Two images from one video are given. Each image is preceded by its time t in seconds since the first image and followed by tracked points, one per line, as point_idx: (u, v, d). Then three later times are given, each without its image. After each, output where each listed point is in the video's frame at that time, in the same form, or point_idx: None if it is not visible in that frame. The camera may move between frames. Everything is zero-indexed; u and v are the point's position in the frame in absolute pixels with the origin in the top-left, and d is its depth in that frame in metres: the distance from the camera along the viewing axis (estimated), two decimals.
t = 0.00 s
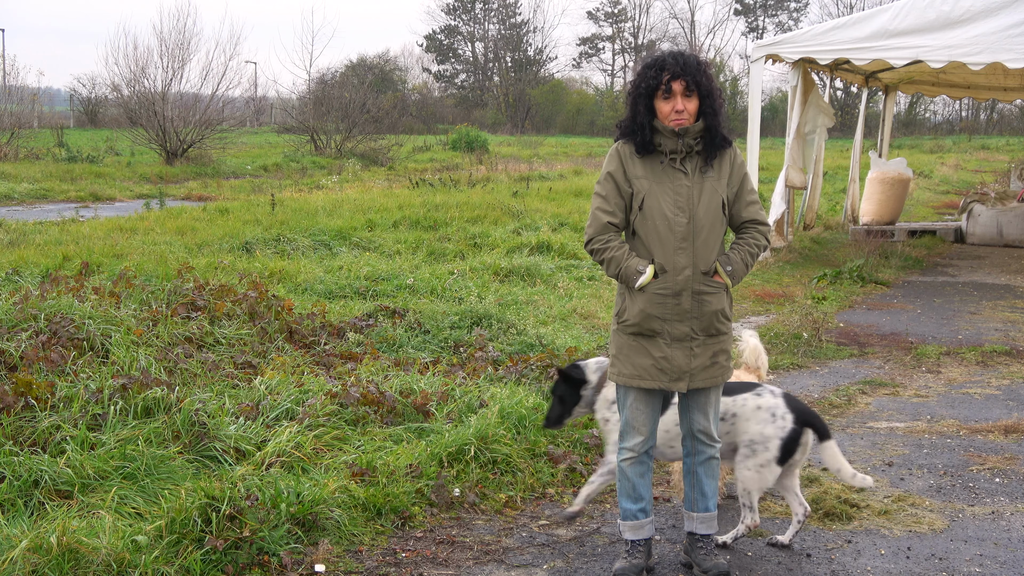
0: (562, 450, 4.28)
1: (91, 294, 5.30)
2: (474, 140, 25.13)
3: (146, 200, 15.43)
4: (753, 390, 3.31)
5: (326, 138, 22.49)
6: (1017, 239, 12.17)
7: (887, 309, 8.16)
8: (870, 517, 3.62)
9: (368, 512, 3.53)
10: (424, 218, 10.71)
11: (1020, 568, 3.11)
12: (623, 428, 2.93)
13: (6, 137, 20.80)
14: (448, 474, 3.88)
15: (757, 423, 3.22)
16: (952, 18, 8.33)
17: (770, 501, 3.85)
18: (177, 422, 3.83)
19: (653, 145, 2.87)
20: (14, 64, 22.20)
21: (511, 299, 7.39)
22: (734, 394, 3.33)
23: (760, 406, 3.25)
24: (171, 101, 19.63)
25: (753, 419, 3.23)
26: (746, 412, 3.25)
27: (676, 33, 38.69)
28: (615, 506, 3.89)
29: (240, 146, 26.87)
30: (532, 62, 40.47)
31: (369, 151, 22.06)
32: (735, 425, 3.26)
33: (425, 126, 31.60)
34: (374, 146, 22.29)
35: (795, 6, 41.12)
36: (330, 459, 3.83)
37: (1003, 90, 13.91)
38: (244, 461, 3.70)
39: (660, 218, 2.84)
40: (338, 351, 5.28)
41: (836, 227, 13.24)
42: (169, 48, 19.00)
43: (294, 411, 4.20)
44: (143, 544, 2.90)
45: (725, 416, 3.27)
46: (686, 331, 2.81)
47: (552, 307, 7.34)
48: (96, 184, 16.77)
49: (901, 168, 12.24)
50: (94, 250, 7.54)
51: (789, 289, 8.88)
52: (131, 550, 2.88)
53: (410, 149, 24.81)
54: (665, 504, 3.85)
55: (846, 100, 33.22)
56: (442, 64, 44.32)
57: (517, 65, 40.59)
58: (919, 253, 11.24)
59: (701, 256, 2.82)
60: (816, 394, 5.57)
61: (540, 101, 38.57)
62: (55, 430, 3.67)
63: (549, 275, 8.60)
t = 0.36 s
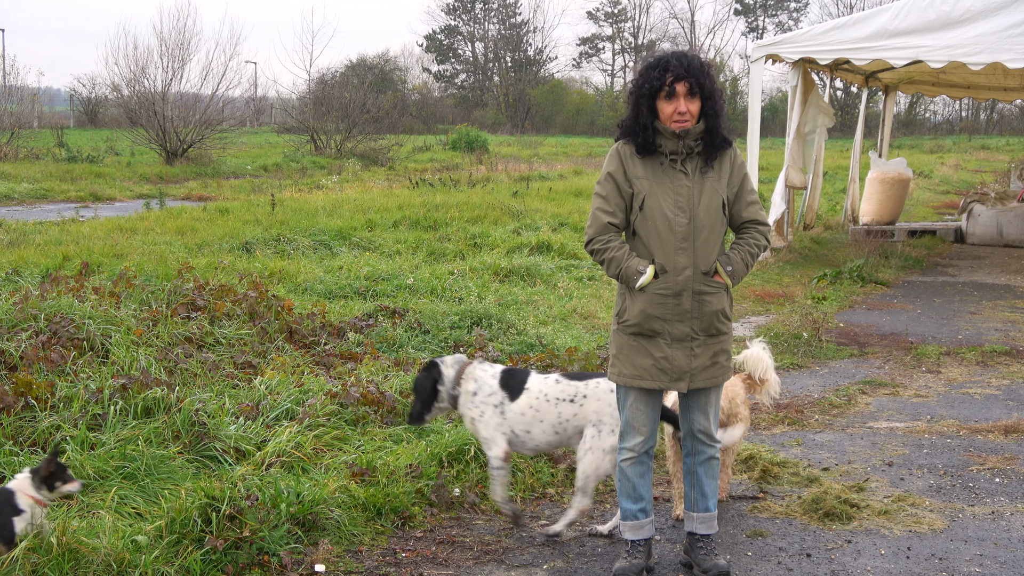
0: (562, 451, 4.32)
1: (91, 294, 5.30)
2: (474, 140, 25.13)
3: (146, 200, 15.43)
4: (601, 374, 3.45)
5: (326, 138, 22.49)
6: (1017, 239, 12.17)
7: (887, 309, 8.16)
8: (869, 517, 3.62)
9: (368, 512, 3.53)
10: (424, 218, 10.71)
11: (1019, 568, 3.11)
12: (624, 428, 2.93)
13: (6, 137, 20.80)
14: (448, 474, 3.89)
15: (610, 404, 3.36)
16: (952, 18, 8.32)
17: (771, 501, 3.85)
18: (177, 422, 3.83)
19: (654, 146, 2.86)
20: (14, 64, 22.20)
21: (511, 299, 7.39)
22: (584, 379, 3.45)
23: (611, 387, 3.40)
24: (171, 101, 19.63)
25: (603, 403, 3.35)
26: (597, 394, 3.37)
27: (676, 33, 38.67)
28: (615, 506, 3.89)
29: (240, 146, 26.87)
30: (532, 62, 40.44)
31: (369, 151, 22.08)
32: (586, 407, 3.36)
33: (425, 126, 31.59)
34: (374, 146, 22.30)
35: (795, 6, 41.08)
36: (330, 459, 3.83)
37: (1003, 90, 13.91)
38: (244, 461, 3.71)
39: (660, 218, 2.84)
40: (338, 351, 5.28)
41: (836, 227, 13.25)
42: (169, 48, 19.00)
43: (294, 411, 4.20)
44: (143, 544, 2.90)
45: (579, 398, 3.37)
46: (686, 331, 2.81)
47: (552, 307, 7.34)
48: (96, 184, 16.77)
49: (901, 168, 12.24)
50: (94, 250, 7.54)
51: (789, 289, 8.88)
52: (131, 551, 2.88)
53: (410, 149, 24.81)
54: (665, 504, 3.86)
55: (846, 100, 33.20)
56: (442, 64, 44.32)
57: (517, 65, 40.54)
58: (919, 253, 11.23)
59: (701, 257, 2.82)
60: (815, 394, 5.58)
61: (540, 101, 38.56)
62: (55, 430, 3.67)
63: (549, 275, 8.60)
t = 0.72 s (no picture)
0: (561, 450, 4.28)
1: (91, 294, 5.30)
2: (474, 140, 25.13)
3: (146, 200, 15.43)
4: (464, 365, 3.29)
5: (326, 138, 22.49)
6: (1017, 239, 12.17)
7: (887, 309, 8.16)
8: (869, 517, 3.62)
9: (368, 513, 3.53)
10: (424, 218, 10.71)
11: (1019, 568, 3.11)
12: (623, 428, 2.93)
13: (6, 137, 20.79)
14: (448, 474, 3.90)
15: (473, 397, 3.20)
16: (952, 18, 8.32)
17: (771, 501, 3.85)
18: (177, 423, 3.83)
19: (654, 146, 2.86)
20: (14, 64, 22.19)
21: (511, 299, 7.40)
22: (446, 372, 3.29)
23: (474, 379, 3.23)
24: (171, 101, 19.63)
25: (469, 393, 3.20)
26: (459, 387, 3.22)
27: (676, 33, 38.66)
28: (615, 506, 3.89)
29: (240, 146, 26.87)
30: (532, 62, 40.42)
31: (369, 151, 22.08)
32: (452, 401, 3.22)
33: (425, 126, 31.59)
34: (374, 146, 22.30)
35: (795, 6, 41.04)
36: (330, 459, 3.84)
37: (1003, 90, 13.91)
38: (244, 462, 3.72)
39: (661, 218, 2.84)
40: (338, 351, 5.28)
41: (836, 227, 13.25)
42: (169, 48, 18.99)
43: (294, 411, 4.21)
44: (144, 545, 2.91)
45: (442, 393, 3.23)
46: (687, 330, 2.81)
47: (552, 307, 7.34)
48: (96, 184, 16.77)
49: (901, 168, 12.24)
50: (94, 250, 7.54)
51: (789, 289, 8.88)
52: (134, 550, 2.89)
53: (410, 149, 24.81)
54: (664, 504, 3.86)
55: (846, 100, 33.18)
56: (442, 64, 44.31)
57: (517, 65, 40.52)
58: (919, 253, 11.23)
59: (702, 256, 2.82)
60: (816, 394, 5.58)
61: (540, 101, 38.57)
62: (55, 430, 3.67)
63: (549, 275, 8.60)
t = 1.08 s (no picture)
0: (562, 450, 4.28)
1: (91, 294, 5.30)
2: (474, 140, 25.14)
3: (146, 200, 15.44)
4: (379, 377, 3.16)
5: (326, 138, 22.49)
6: (1017, 239, 12.17)
7: (887, 309, 8.16)
8: (869, 517, 3.62)
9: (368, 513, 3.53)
10: (424, 218, 10.71)
11: (1020, 568, 3.11)
12: (624, 428, 2.92)
13: (6, 137, 20.79)
14: (448, 474, 3.89)
15: (380, 412, 3.08)
16: (953, 18, 8.32)
17: (771, 501, 3.85)
18: (177, 422, 3.85)
19: (656, 146, 2.87)
20: (14, 63, 22.19)
21: (511, 298, 7.39)
22: (361, 384, 3.14)
23: (386, 395, 3.11)
24: (171, 101, 19.63)
25: (378, 408, 3.08)
26: (370, 400, 3.09)
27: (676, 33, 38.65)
28: (615, 506, 3.89)
29: (240, 146, 26.86)
30: (532, 62, 40.42)
31: (369, 151, 22.09)
32: (361, 414, 3.09)
33: (425, 126, 31.59)
34: (374, 146, 22.30)
35: (795, 6, 40.99)
36: (331, 459, 3.84)
37: (1003, 90, 13.91)
38: (244, 462, 3.73)
39: (661, 217, 2.84)
40: (339, 351, 5.28)
41: (836, 227, 13.25)
42: (169, 48, 18.99)
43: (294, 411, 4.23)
44: (145, 545, 2.93)
45: (354, 406, 3.09)
46: (687, 329, 2.81)
47: (552, 307, 7.34)
48: (96, 184, 16.77)
49: (901, 168, 12.24)
50: (94, 250, 7.54)
51: (789, 289, 8.88)
52: (132, 550, 2.88)
53: (410, 149, 24.81)
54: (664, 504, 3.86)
55: (845, 100, 33.16)
56: (442, 64, 44.31)
57: (517, 65, 40.51)
58: (919, 253, 11.23)
59: (702, 255, 2.82)
60: (815, 394, 5.58)
61: (540, 101, 38.59)
62: (55, 430, 3.67)
63: (549, 275, 8.60)
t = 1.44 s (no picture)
0: (562, 450, 4.27)
1: (91, 294, 5.30)
2: (474, 140, 25.15)
3: (146, 200, 15.44)
4: (320, 361, 3.24)
5: (326, 138, 22.49)
6: (1017, 239, 12.17)
7: (887, 309, 8.16)
8: (869, 517, 3.62)
9: (368, 513, 3.53)
10: (424, 218, 10.71)
11: (1020, 568, 3.10)
12: (625, 429, 2.93)
13: (6, 137, 20.79)
14: (448, 474, 3.90)
15: (324, 394, 3.16)
16: (953, 18, 8.32)
17: (770, 501, 3.85)
18: (177, 422, 3.89)
19: (656, 146, 2.87)
20: (14, 64, 22.19)
21: (511, 299, 7.39)
22: (303, 367, 3.24)
23: (327, 376, 3.18)
24: (171, 101, 19.63)
25: (320, 390, 3.16)
26: (312, 384, 3.17)
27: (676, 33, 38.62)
28: (615, 506, 3.89)
29: (240, 146, 26.86)
30: (532, 62, 40.41)
31: (369, 151, 22.08)
32: (305, 397, 3.18)
33: (425, 126, 31.59)
34: (374, 146, 22.30)
35: (795, 6, 40.96)
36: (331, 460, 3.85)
37: (1003, 90, 13.90)
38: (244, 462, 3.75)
39: (660, 216, 2.84)
40: (339, 351, 5.27)
41: (836, 227, 13.25)
42: (169, 48, 18.99)
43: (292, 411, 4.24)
44: (145, 545, 2.93)
45: (296, 389, 3.19)
46: (688, 328, 2.81)
47: (552, 307, 7.35)
48: (96, 184, 16.77)
49: (901, 168, 12.24)
50: (94, 250, 7.54)
51: (789, 289, 8.88)
52: (132, 549, 2.89)
53: (410, 149, 24.81)
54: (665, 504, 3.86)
55: (846, 100, 33.13)
56: (442, 64, 44.30)
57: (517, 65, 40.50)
58: (919, 253, 11.23)
59: (701, 254, 2.83)
60: (815, 394, 5.58)
61: (540, 101, 38.59)
62: (55, 430, 3.67)
63: (549, 275, 8.60)
